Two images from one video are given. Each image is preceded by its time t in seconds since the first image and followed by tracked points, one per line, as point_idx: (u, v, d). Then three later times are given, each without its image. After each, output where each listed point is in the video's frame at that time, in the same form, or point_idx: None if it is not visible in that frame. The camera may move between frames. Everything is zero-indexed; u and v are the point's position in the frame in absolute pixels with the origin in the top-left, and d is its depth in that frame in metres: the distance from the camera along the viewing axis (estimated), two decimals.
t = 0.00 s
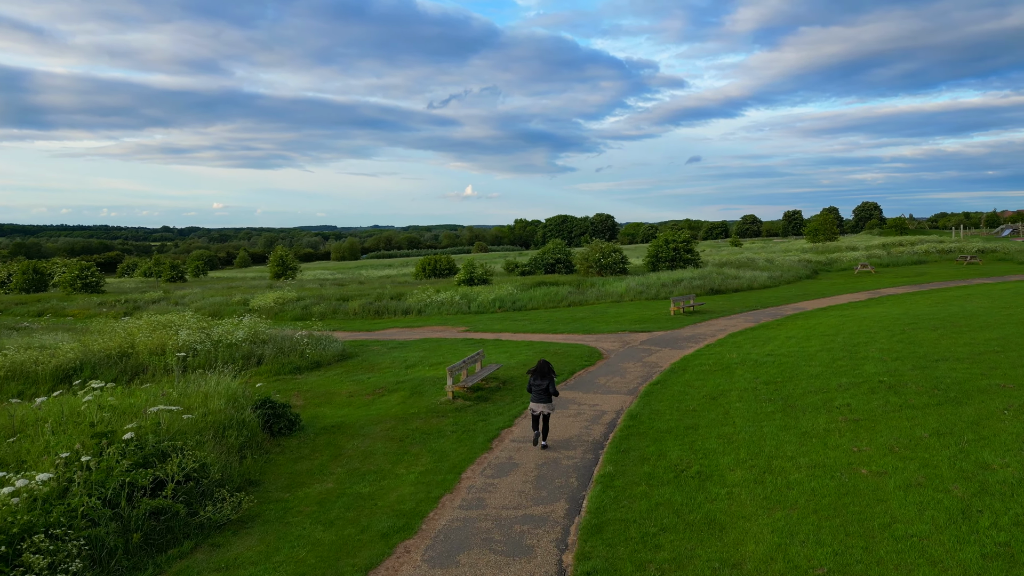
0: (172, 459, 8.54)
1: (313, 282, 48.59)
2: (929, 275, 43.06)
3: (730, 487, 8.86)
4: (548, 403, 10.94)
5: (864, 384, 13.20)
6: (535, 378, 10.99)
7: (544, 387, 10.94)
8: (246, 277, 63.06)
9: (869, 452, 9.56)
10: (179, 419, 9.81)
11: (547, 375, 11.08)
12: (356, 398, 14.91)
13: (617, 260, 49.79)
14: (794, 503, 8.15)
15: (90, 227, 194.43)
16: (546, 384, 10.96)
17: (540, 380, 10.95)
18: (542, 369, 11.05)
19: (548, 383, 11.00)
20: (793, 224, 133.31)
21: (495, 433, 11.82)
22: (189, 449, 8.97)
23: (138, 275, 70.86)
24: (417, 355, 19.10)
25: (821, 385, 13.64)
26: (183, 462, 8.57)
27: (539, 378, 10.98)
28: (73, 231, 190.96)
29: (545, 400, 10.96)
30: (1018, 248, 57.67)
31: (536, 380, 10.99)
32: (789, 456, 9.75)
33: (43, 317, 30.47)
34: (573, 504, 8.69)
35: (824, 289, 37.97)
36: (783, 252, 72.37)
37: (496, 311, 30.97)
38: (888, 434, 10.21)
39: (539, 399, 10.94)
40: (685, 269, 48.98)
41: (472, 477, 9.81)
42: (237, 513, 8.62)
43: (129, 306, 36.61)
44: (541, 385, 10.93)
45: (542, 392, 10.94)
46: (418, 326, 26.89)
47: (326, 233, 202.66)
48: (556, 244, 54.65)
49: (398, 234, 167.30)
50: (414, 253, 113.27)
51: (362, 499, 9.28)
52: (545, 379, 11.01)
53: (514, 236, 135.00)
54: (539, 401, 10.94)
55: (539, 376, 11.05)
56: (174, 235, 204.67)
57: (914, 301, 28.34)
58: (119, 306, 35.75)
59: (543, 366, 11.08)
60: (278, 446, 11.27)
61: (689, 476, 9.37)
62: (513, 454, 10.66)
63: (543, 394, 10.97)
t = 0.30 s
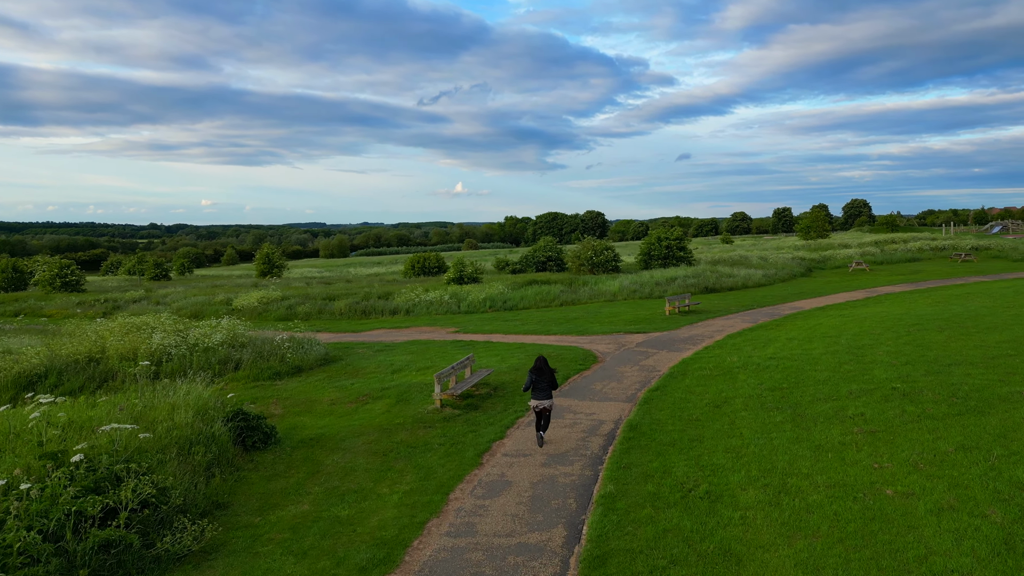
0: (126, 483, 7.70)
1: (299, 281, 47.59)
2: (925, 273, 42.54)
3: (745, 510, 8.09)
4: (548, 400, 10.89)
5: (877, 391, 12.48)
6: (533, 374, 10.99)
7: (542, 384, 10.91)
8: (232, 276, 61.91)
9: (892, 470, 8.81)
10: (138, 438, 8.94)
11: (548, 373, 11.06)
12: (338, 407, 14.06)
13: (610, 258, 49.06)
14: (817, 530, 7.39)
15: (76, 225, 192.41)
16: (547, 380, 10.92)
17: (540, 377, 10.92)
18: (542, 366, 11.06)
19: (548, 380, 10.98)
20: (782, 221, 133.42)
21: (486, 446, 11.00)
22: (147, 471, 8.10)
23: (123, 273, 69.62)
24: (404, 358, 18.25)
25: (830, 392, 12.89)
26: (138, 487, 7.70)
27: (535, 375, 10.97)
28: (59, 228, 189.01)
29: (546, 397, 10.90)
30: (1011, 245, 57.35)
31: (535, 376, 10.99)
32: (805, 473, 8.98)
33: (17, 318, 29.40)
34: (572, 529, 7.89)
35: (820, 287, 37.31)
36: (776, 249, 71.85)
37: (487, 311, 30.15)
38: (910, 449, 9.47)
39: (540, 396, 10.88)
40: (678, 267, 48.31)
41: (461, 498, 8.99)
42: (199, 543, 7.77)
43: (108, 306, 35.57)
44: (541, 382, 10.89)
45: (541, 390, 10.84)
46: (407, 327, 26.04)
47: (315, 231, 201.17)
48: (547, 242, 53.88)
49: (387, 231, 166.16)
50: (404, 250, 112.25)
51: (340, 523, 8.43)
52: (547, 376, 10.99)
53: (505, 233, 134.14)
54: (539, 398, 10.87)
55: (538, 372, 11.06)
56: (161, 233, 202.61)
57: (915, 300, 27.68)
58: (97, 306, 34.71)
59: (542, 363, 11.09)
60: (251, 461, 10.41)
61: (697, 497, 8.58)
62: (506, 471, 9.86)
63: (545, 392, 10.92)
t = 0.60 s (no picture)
0: (65, 516, 6.75)
1: (284, 280, 46.43)
2: (920, 271, 42.01)
3: (764, 541, 7.25)
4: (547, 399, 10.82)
5: (893, 400, 11.70)
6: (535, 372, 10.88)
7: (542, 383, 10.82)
8: (216, 275, 60.59)
9: (923, 494, 7.99)
10: (84, 463, 7.98)
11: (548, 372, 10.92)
12: (316, 417, 13.12)
13: (601, 256, 48.27)
14: (848, 567, 6.55)
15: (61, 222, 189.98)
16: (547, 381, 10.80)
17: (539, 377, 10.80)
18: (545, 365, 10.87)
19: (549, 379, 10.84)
20: (772, 218, 133.20)
21: (474, 463, 10.12)
22: (91, 502, 7.15)
23: (105, 272, 68.20)
24: (388, 363, 17.35)
25: (841, 400, 12.08)
26: (80, 520, 6.76)
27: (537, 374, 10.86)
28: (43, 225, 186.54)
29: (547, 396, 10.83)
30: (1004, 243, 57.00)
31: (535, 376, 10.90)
32: (827, 497, 8.14)
33: None
34: (572, 563, 7.04)
35: (815, 286, 36.68)
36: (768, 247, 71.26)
37: (476, 311, 29.26)
38: (938, 467, 8.68)
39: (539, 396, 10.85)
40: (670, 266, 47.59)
41: (447, 525, 8.11)
42: None
43: (84, 306, 34.36)
44: (539, 382, 10.78)
45: (543, 388, 10.64)
46: (393, 328, 25.11)
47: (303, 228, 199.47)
48: (537, 240, 53.05)
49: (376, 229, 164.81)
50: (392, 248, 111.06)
51: (310, 557, 7.53)
52: (548, 375, 10.85)
53: (494, 231, 133.16)
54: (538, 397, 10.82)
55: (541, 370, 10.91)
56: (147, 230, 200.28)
57: (915, 300, 27.01)
58: (73, 307, 33.58)
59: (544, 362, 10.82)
60: (216, 482, 9.47)
61: (708, 525, 7.73)
62: (496, 493, 9.00)
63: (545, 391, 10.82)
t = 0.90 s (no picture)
0: None
1: (272, 278, 45.34)
2: (919, 269, 41.37)
3: None
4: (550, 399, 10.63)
5: (913, 411, 10.86)
6: (534, 371, 10.69)
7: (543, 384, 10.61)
8: (203, 273, 59.41)
9: (963, 526, 7.13)
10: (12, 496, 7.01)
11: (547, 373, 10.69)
12: (292, 430, 12.19)
13: (595, 254, 47.42)
14: None
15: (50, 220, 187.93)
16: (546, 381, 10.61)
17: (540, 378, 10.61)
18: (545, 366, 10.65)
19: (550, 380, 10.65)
20: (765, 216, 132.69)
21: (461, 485, 9.21)
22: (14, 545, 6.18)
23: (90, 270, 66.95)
24: (373, 369, 16.41)
25: (858, 412, 11.22)
26: None
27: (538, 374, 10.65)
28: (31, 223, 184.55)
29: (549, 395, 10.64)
30: (1001, 241, 56.43)
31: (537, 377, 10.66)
32: (855, 529, 7.27)
33: None
34: None
35: (814, 285, 35.92)
36: (763, 245, 70.58)
37: (467, 312, 28.35)
38: (975, 493, 7.83)
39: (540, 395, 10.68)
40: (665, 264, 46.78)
41: (428, 562, 7.20)
42: None
43: (61, 306, 33.22)
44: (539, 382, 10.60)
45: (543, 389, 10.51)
46: (381, 330, 24.20)
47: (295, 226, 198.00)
48: (530, 237, 52.17)
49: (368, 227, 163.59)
50: (384, 246, 109.96)
51: None
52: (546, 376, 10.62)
53: (487, 229, 132.16)
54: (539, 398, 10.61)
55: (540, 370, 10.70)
56: (137, 227, 198.49)
57: (920, 300, 26.22)
58: (51, 307, 32.44)
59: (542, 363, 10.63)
60: (174, 508, 8.56)
61: (723, 561, 6.86)
62: (485, 521, 8.10)
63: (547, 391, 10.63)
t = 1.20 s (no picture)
0: None
1: (261, 279, 44.33)
2: (922, 269, 40.59)
3: None
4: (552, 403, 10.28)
5: (940, 426, 10.03)
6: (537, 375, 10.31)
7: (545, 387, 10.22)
8: (194, 273, 58.53)
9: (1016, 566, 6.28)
10: None
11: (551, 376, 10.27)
12: (267, 445, 11.28)
13: (591, 253, 46.58)
14: None
15: (42, 219, 186.60)
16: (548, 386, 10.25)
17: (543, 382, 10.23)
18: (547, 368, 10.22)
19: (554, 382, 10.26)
20: (761, 215, 132.33)
21: (447, 511, 8.31)
22: None
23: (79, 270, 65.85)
24: (357, 376, 15.49)
25: (879, 425, 10.37)
26: None
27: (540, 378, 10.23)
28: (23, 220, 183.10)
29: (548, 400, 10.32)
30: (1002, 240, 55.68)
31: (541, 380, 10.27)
32: (892, 569, 6.41)
33: None
34: None
35: (816, 285, 35.14)
36: (761, 244, 69.82)
37: (460, 314, 27.47)
38: (1023, 524, 7.00)
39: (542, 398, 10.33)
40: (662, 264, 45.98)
41: None
42: None
43: (41, 308, 32.19)
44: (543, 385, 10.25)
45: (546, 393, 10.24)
46: (370, 332, 23.33)
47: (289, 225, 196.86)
48: (525, 236, 51.35)
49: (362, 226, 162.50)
50: (378, 245, 108.97)
51: None
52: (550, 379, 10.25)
53: (482, 228, 131.20)
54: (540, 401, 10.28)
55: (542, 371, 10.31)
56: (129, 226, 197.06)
57: (927, 301, 25.41)
58: (31, 309, 31.46)
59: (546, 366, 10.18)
60: (126, 540, 7.68)
61: None
62: (474, 554, 7.23)
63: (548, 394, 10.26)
